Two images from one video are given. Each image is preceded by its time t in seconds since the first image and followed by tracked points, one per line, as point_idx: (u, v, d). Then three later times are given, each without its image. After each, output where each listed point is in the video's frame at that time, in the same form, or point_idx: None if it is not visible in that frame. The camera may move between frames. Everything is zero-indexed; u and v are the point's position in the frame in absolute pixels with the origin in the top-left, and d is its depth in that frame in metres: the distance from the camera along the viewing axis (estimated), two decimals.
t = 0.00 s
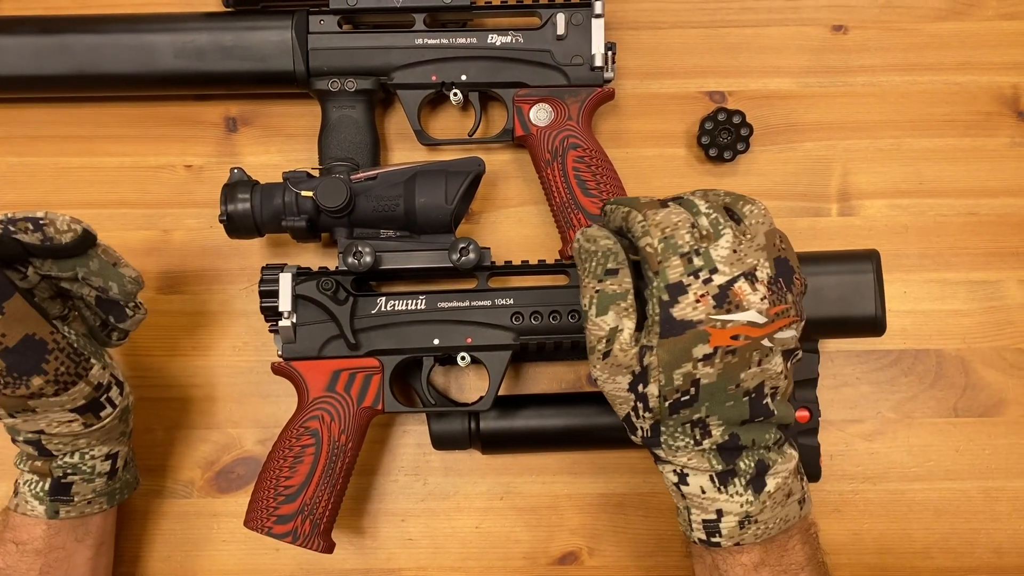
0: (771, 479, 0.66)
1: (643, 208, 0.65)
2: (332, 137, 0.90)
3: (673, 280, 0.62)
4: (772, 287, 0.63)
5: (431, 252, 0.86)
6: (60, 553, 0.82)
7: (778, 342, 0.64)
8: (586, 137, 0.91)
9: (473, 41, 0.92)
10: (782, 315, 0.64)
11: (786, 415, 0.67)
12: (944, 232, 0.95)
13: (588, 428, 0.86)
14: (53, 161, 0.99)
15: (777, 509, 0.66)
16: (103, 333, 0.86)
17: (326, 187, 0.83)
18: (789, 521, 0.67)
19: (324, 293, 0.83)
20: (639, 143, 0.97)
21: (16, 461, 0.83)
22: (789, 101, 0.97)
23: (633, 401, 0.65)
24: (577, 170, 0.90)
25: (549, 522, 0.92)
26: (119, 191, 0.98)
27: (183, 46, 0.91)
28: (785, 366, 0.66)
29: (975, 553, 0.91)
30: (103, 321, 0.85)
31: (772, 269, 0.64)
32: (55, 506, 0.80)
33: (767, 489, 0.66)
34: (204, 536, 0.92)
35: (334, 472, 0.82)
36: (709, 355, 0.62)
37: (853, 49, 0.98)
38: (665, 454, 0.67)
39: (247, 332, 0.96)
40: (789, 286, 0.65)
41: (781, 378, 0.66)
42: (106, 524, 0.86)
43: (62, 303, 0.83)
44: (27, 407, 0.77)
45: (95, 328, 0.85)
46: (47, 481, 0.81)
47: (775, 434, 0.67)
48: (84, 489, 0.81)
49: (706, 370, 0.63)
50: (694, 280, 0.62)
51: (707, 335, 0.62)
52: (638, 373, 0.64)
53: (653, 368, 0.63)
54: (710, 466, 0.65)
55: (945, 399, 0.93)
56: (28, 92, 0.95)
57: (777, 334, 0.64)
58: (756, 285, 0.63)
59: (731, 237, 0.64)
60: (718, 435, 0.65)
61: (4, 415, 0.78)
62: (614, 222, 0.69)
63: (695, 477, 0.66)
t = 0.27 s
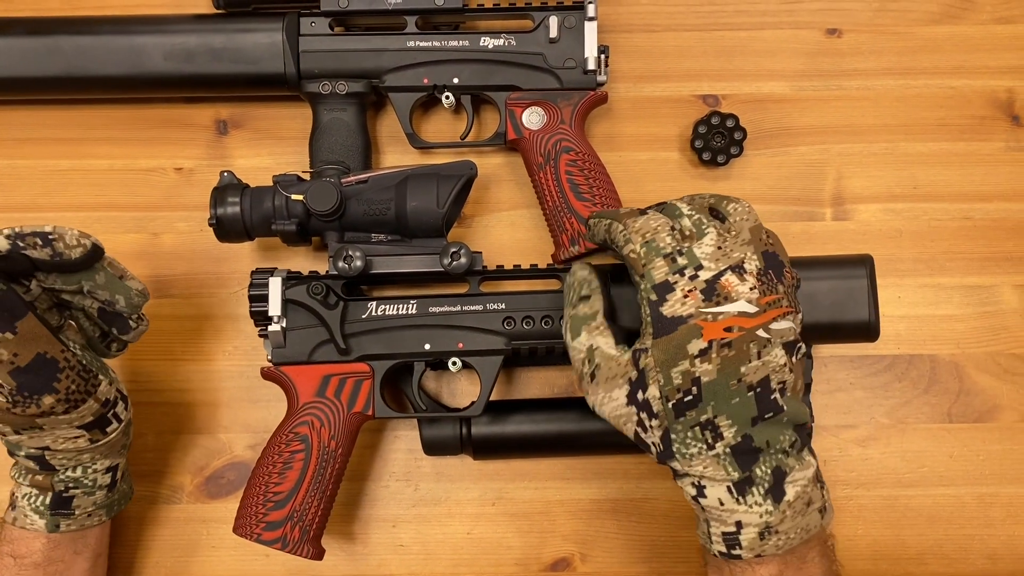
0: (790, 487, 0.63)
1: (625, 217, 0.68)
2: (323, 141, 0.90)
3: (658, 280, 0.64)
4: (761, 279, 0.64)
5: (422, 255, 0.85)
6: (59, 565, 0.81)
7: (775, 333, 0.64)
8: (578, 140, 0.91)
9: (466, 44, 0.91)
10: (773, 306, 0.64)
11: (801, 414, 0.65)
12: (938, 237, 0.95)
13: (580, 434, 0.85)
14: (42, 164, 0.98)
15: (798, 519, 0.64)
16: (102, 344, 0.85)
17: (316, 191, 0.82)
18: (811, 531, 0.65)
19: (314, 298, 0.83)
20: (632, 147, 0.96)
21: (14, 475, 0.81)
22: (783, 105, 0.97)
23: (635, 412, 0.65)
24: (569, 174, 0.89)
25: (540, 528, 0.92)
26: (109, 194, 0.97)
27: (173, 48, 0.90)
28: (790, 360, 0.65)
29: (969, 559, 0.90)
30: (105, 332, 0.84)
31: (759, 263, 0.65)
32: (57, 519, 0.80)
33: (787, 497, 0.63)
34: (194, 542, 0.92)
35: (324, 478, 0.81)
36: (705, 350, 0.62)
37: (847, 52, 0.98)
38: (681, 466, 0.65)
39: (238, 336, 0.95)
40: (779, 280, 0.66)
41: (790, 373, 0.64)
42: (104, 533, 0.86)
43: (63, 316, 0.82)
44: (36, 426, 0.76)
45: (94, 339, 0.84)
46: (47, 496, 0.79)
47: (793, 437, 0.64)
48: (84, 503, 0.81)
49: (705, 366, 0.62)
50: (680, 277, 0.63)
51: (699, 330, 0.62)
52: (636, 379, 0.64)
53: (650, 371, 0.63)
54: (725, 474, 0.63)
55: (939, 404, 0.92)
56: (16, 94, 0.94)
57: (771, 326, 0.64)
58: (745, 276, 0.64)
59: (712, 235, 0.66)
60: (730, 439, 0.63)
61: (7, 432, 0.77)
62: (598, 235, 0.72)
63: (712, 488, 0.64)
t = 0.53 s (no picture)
0: (810, 518, 0.62)
1: (591, 245, 0.71)
2: (312, 141, 0.88)
3: (624, 309, 0.67)
4: (728, 298, 0.66)
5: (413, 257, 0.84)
6: None
7: (754, 351, 0.65)
8: (571, 141, 0.90)
9: (457, 42, 0.90)
10: (744, 323, 0.66)
11: (813, 439, 0.64)
12: (933, 239, 0.94)
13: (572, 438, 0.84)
14: (28, 163, 0.97)
15: (822, 552, 0.63)
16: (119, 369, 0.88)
17: (305, 191, 0.81)
18: (835, 564, 0.63)
19: (303, 299, 0.82)
20: (625, 148, 0.95)
21: None
22: (778, 106, 0.96)
23: (634, 457, 0.65)
24: (562, 174, 0.88)
25: (532, 533, 0.91)
26: (96, 193, 0.96)
27: (160, 45, 0.89)
28: (781, 378, 0.65)
29: (964, 564, 0.89)
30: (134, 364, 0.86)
31: (727, 282, 0.67)
32: None
33: (809, 530, 0.62)
34: (183, 545, 0.90)
35: (312, 482, 0.80)
36: (678, 374, 0.64)
37: (842, 52, 0.97)
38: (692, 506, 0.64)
39: (226, 338, 0.94)
40: (749, 298, 0.67)
41: (782, 391, 0.65)
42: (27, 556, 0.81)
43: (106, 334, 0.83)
44: (70, 442, 0.75)
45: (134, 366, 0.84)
46: None
47: (806, 461, 0.63)
48: (6, 532, 0.77)
49: (682, 388, 0.64)
50: (643, 304, 0.66)
51: (667, 353, 0.64)
52: (625, 419, 0.66)
53: (633, 405, 0.65)
54: (737, 508, 0.62)
55: (934, 408, 0.92)
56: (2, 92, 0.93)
57: (745, 342, 0.65)
58: (709, 296, 0.66)
59: (676, 258, 0.68)
60: (734, 469, 0.63)
61: None
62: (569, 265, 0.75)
63: (728, 526, 0.63)
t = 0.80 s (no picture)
0: (758, 500, 0.62)
1: (544, 243, 0.70)
2: (303, 137, 0.87)
3: (568, 304, 0.66)
4: (670, 284, 0.66)
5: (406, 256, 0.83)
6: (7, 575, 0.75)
7: (699, 335, 0.65)
8: (564, 137, 0.89)
9: (450, 37, 0.89)
10: (687, 309, 0.65)
11: (760, 421, 0.64)
12: (930, 238, 0.93)
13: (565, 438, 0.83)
14: (15, 159, 0.95)
15: (771, 534, 0.63)
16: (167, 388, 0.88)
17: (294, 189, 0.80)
18: (787, 545, 0.63)
19: (290, 295, 0.80)
20: (619, 145, 0.94)
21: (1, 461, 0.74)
22: (774, 103, 0.95)
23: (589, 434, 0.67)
24: (555, 171, 0.87)
25: (524, 534, 0.90)
26: (84, 190, 0.95)
27: (149, 39, 0.88)
28: (727, 361, 0.65)
29: (961, 566, 0.89)
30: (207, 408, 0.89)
31: (669, 269, 0.67)
32: (11, 543, 0.72)
33: (757, 512, 0.62)
34: (168, 546, 0.89)
35: (302, 481, 0.79)
36: (620, 363, 0.64)
37: (839, 49, 0.96)
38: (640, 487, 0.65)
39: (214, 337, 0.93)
40: (693, 281, 0.67)
41: (730, 375, 0.65)
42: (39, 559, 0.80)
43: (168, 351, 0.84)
44: (135, 439, 0.75)
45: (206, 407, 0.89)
46: (9, 512, 0.72)
47: (753, 444, 0.64)
48: (44, 534, 0.75)
49: (625, 377, 0.64)
50: (586, 297, 0.66)
51: (610, 344, 0.64)
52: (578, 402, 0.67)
53: (581, 390, 0.66)
54: (681, 490, 0.63)
55: (930, 408, 0.91)
56: None
57: (688, 328, 0.65)
58: (651, 285, 0.66)
59: (618, 249, 0.67)
60: (678, 452, 0.63)
61: (79, 395, 0.73)
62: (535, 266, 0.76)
63: (675, 508, 0.63)
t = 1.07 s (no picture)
0: (765, 532, 0.60)
1: (541, 262, 0.67)
2: (294, 128, 0.86)
3: (564, 331, 0.63)
4: (672, 307, 0.62)
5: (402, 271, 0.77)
6: None
7: (702, 362, 0.61)
8: (561, 130, 0.88)
9: (446, 28, 0.88)
10: (689, 334, 0.62)
11: (767, 448, 0.61)
12: (930, 234, 0.92)
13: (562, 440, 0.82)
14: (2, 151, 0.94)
15: (778, 565, 0.60)
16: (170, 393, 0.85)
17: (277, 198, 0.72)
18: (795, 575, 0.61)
19: (275, 310, 0.75)
20: (616, 139, 0.93)
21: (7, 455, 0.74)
22: (773, 96, 0.94)
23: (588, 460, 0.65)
24: (552, 165, 0.86)
25: (519, 534, 0.88)
26: (72, 183, 0.93)
27: (139, 28, 0.87)
28: (732, 388, 0.62)
29: (961, 567, 0.87)
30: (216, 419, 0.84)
31: (671, 286, 0.63)
32: None
33: (764, 544, 0.60)
34: (157, 547, 0.88)
35: (292, 496, 0.77)
36: (619, 398, 0.60)
37: (838, 42, 0.95)
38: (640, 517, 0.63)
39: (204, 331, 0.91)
40: (696, 300, 0.63)
41: (734, 402, 0.61)
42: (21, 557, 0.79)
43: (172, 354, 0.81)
44: (121, 458, 0.71)
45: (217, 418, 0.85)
46: None
47: (758, 473, 0.61)
48: (30, 535, 0.74)
49: (624, 410, 0.60)
50: (583, 324, 0.62)
51: (607, 377, 0.61)
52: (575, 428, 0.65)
53: (579, 419, 0.63)
54: (684, 523, 0.60)
55: (930, 406, 0.90)
56: None
57: (690, 355, 0.61)
58: (651, 310, 0.62)
59: (618, 267, 0.64)
60: (680, 484, 0.60)
61: (69, 404, 0.70)
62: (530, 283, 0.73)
63: (677, 541, 0.61)
